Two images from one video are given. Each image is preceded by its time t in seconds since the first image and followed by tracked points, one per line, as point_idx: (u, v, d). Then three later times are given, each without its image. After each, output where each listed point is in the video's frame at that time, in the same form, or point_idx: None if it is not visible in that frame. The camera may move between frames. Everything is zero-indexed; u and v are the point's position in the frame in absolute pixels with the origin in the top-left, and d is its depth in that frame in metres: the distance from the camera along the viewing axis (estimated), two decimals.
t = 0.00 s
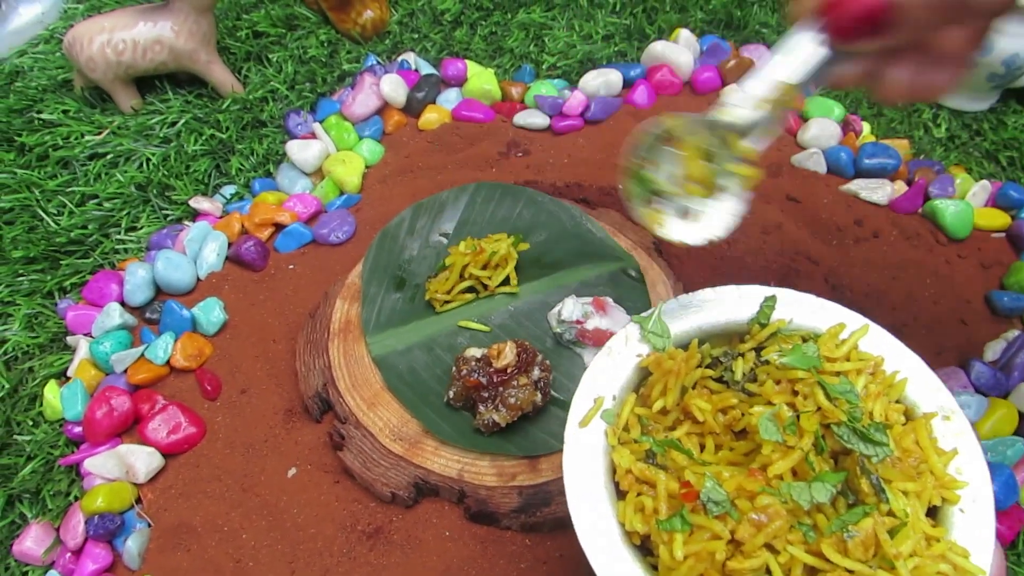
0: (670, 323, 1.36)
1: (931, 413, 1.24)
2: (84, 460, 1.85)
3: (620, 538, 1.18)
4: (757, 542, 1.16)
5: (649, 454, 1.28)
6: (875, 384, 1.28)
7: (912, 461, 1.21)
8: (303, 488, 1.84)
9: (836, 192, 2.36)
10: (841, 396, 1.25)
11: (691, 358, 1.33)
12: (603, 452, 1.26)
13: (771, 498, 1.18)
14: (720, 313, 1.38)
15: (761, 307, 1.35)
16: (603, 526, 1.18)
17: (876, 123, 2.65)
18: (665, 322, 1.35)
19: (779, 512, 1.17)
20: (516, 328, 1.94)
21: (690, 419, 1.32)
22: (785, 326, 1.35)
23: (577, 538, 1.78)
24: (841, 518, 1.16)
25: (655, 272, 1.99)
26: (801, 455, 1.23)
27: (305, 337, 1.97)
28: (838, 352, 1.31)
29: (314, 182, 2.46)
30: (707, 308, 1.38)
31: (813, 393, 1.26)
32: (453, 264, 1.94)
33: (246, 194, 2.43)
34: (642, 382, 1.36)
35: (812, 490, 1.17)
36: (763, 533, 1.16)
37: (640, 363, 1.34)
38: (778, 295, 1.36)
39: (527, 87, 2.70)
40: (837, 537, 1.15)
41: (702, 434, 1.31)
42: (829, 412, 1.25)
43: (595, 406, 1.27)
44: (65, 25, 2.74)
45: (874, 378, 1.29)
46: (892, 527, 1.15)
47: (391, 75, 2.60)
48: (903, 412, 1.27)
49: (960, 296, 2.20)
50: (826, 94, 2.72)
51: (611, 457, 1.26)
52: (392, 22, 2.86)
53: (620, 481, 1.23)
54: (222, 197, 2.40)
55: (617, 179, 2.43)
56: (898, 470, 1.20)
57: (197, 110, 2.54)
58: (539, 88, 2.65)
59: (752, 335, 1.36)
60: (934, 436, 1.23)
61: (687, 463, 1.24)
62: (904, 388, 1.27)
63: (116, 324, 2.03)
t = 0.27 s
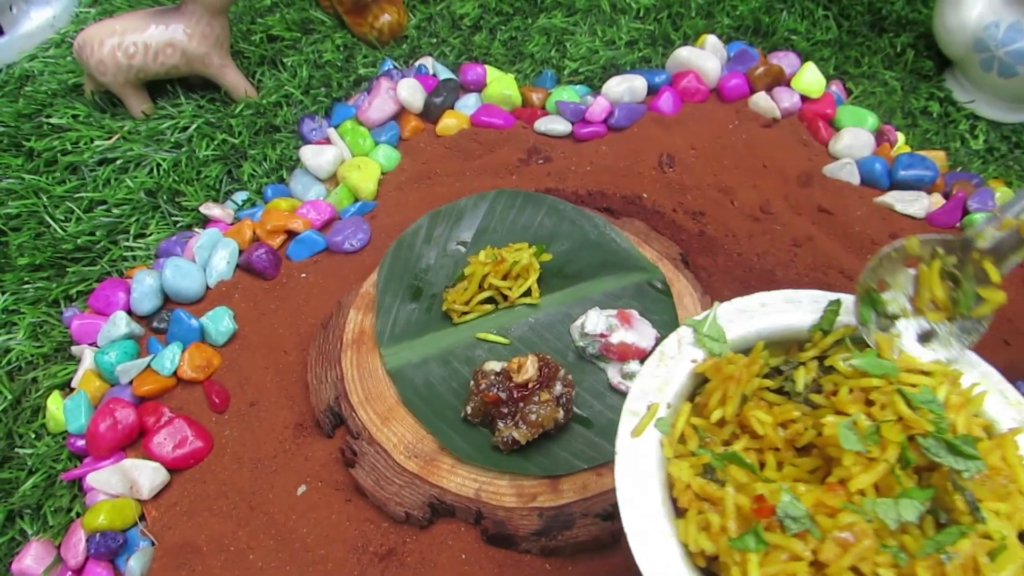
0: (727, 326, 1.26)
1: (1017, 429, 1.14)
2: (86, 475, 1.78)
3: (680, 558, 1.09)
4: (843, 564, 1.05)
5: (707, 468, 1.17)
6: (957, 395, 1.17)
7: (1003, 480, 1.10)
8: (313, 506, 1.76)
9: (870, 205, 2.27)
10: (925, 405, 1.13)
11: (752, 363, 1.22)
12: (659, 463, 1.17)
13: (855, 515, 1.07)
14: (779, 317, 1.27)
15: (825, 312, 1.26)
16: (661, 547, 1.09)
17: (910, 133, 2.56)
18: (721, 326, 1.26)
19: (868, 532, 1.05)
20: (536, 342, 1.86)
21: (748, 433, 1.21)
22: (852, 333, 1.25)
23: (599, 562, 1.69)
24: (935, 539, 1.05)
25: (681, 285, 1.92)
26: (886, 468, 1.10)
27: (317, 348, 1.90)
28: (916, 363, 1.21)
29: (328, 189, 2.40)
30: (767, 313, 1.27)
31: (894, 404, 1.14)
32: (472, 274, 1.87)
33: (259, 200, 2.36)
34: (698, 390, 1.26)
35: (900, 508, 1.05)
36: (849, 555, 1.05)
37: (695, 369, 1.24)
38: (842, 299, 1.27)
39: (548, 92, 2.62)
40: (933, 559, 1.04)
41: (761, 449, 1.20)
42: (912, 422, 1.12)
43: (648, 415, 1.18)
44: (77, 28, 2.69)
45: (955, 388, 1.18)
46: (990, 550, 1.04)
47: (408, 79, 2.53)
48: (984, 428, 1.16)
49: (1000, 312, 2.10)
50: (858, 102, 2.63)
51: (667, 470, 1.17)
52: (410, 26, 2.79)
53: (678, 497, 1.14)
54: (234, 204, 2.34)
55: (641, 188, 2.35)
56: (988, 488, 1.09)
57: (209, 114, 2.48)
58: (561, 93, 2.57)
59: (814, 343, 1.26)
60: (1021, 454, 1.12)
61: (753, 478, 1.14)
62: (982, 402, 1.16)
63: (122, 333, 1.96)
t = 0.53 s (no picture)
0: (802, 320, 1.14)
1: None
2: (75, 484, 1.71)
3: (751, 555, 0.98)
4: (931, 569, 0.93)
5: (778, 465, 1.05)
6: None
7: None
8: (310, 515, 1.69)
9: (894, 204, 2.17)
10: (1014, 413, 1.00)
11: (830, 357, 1.11)
12: (727, 456, 1.06)
13: (942, 519, 0.95)
14: (855, 314, 1.14)
15: (907, 312, 1.12)
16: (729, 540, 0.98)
17: (936, 131, 2.47)
18: (796, 318, 1.14)
19: (957, 537, 0.94)
20: (543, 344, 1.76)
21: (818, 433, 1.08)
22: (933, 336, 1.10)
23: None
24: None
25: (696, 285, 1.82)
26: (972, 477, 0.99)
27: (316, 351, 1.82)
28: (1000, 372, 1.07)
29: (331, 186, 2.33)
30: (844, 307, 1.15)
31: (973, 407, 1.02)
32: (477, 273, 1.79)
33: (258, 198, 2.29)
34: (769, 385, 1.14)
35: (991, 514, 0.94)
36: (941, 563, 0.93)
37: (767, 361, 1.12)
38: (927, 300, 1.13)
39: (559, 87, 2.53)
40: None
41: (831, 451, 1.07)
42: (1000, 430, 1.00)
43: (717, 404, 1.08)
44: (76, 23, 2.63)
45: None
46: None
47: (414, 73, 2.45)
48: None
49: None
50: (880, 98, 2.54)
51: (735, 463, 1.06)
52: (417, 20, 2.71)
53: (749, 492, 1.03)
54: (233, 202, 2.27)
55: (654, 185, 2.26)
56: None
57: (210, 110, 2.41)
58: (572, 88, 2.48)
59: (891, 344, 1.13)
60: None
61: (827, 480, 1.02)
62: None
63: (114, 335, 1.90)
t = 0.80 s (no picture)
0: (798, 305, 1.12)
1: None
2: (47, 486, 1.68)
3: (740, 536, 0.95)
4: (913, 556, 0.90)
5: (772, 449, 1.02)
6: None
7: None
8: (287, 516, 1.65)
9: (884, 196, 2.14)
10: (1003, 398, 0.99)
11: (828, 341, 1.08)
12: (719, 441, 1.03)
13: (929, 503, 0.92)
14: (854, 301, 1.12)
15: (905, 299, 1.10)
16: (715, 520, 0.96)
17: (928, 123, 2.43)
18: (793, 304, 1.11)
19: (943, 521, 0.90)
20: (525, 339, 1.72)
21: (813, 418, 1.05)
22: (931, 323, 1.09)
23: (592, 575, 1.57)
24: None
25: (682, 278, 1.79)
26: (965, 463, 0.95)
27: (294, 348, 1.78)
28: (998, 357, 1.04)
29: (312, 180, 2.29)
30: (841, 293, 1.13)
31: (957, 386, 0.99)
32: (458, 267, 1.75)
33: (239, 193, 2.26)
34: (766, 370, 1.11)
35: (980, 495, 0.90)
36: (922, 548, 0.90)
37: (763, 347, 1.10)
38: (924, 286, 1.11)
39: (545, 79, 2.50)
40: None
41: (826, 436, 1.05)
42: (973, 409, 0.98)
43: (711, 386, 1.05)
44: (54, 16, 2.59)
45: None
46: None
47: (397, 65, 2.42)
48: None
49: None
50: (872, 89, 2.51)
51: (728, 446, 1.03)
52: (403, 12, 2.67)
53: (739, 474, 1.00)
54: (213, 196, 2.23)
55: (641, 177, 2.23)
56: None
57: (190, 104, 2.37)
58: (558, 79, 2.45)
59: (889, 331, 1.11)
60: None
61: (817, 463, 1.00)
62: None
63: (88, 334, 1.86)
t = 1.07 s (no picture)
0: (758, 286, 1.17)
1: None
2: (48, 475, 1.72)
3: (698, 513, 1.01)
4: (855, 529, 0.96)
5: (730, 426, 1.09)
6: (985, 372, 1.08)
7: None
8: (283, 503, 1.70)
9: (864, 186, 2.19)
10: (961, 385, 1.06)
11: (784, 323, 1.13)
12: (680, 419, 1.09)
13: (870, 474, 0.99)
14: (812, 282, 1.17)
15: (860, 279, 1.16)
16: (675, 498, 1.01)
17: (907, 114, 2.49)
18: (753, 285, 1.16)
19: (885, 495, 0.96)
20: (513, 329, 1.77)
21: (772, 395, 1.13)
22: (884, 303, 1.14)
23: (579, 557, 1.63)
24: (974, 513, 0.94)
25: (666, 269, 1.84)
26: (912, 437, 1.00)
27: (288, 339, 1.83)
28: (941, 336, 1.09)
29: (304, 175, 2.34)
30: (800, 274, 1.18)
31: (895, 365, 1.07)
32: (446, 260, 1.79)
33: (232, 188, 2.30)
34: (726, 349, 1.17)
35: (920, 464, 0.97)
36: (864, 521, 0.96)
37: (724, 328, 1.14)
38: (879, 267, 1.16)
39: (532, 74, 2.54)
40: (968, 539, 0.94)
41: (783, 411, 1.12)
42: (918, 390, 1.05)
43: (673, 367, 1.09)
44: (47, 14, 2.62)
45: (981, 363, 1.09)
46: None
47: (387, 62, 2.45)
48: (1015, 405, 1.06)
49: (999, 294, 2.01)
50: (853, 82, 2.56)
51: (688, 425, 1.09)
52: (392, 8, 2.70)
53: (698, 452, 1.06)
54: (207, 192, 2.28)
55: (626, 170, 2.27)
56: None
57: (183, 101, 2.40)
58: (545, 75, 2.48)
59: (845, 310, 1.16)
60: None
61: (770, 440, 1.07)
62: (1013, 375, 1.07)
63: (86, 327, 1.91)
